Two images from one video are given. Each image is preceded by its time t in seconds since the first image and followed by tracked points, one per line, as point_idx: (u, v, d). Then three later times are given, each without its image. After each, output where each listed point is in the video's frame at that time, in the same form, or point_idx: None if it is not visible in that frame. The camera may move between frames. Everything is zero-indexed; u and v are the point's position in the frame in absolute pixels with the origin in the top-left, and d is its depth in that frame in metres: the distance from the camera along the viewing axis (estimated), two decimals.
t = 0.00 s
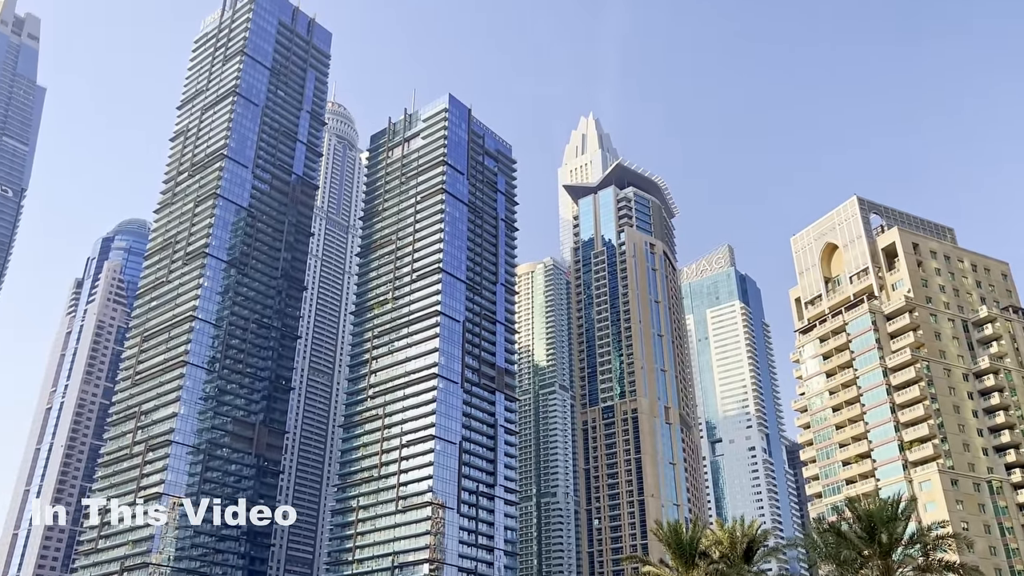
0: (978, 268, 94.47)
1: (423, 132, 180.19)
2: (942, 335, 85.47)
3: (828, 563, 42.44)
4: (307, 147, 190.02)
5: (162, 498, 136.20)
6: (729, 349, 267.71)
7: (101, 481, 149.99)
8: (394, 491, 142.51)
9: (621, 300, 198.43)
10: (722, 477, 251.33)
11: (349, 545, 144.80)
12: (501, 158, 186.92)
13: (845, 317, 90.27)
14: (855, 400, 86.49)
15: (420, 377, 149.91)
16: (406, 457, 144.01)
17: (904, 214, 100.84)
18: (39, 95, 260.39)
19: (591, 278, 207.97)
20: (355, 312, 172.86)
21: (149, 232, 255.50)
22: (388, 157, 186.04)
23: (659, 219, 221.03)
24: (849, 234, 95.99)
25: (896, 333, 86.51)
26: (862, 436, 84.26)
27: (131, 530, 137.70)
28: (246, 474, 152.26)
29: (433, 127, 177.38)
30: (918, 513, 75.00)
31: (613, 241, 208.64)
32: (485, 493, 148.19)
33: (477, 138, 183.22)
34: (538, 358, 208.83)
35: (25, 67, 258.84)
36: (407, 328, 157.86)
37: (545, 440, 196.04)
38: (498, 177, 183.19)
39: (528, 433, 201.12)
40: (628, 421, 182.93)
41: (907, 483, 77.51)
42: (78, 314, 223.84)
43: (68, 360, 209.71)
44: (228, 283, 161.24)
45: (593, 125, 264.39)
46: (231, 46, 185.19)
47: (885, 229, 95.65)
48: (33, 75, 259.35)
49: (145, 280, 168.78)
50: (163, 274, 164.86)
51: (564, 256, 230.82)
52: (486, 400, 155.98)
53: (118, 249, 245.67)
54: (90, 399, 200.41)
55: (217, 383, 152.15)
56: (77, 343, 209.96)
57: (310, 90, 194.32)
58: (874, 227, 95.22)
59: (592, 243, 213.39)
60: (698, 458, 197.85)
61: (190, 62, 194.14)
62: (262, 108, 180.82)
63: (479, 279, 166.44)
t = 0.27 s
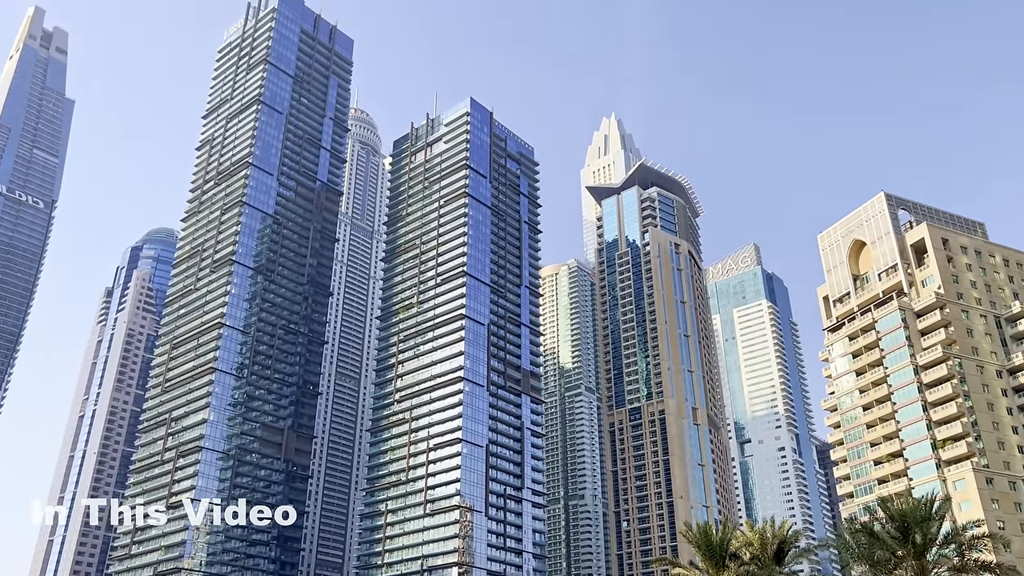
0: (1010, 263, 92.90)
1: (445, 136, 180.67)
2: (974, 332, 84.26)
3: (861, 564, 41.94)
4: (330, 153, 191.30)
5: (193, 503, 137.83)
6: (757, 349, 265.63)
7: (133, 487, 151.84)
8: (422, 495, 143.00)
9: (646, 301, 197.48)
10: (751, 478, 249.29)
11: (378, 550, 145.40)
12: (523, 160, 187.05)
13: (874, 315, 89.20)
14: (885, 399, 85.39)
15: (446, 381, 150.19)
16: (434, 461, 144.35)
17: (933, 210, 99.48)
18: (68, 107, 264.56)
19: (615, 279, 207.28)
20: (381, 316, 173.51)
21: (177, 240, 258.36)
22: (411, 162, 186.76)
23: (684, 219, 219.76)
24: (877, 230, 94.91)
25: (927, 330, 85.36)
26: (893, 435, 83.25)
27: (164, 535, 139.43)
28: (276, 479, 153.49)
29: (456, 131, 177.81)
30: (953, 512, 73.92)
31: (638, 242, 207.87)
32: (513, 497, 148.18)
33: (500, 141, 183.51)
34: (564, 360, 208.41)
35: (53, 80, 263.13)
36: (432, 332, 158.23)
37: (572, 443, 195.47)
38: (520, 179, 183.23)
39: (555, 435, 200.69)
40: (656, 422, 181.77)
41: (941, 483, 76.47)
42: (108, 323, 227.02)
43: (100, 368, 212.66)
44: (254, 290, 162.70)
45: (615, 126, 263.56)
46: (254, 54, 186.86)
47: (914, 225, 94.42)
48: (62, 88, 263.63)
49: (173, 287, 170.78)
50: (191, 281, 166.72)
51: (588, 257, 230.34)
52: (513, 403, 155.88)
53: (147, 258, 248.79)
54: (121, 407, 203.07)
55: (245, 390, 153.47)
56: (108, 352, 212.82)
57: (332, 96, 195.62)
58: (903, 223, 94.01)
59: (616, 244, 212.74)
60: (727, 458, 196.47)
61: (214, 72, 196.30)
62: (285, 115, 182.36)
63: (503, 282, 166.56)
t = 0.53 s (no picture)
0: None
1: (469, 138, 181.08)
2: (1010, 326, 82.94)
3: (897, 562, 41.41)
4: (356, 157, 192.46)
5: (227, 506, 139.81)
6: (787, 346, 263.37)
7: (168, 490, 153.69)
8: (452, 496, 143.39)
9: (674, 299, 196.49)
10: (783, 477, 247.02)
11: (410, 551, 145.94)
12: (547, 160, 186.99)
13: (906, 310, 88.04)
14: (919, 394, 84.17)
15: (474, 382, 150.44)
16: (463, 462, 144.70)
17: (965, 202, 98.00)
18: (98, 117, 268.60)
19: (642, 278, 206.36)
20: (409, 318, 174.31)
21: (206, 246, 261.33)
22: (436, 165, 187.35)
23: (711, 216, 218.37)
24: (908, 224, 93.63)
25: (961, 324, 84.11)
26: (928, 431, 82.02)
27: (198, 538, 141.08)
28: (308, 482, 154.65)
29: (480, 133, 178.26)
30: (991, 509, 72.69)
31: (664, 240, 206.91)
32: (543, 497, 148.07)
33: (524, 142, 183.67)
34: (592, 360, 207.89)
35: (84, 91, 267.47)
36: (460, 334, 158.64)
37: (602, 443, 195.30)
38: (545, 180, 183.22)
39: (584, 435, 200.33)
40: (686, 421, 180.91)
41: (978, 479, 75.22)
42: (140, 330, 230.08)
43: (133, 374, 215.55)
44: (283, 294, 164.16)
45: (640, 124, 262.53)
46: (280, 61, 188.59)
47: (945, 218, 93.07)
48: (92, 99, 267.80)
49: (203, 293, 172.71)
50: (221, 287, 168.53)
51: (614, 257, 229.52)
52: (541, 403, 155.77)
53: (177, 264, 251.70)
54: (155, 412, 205.91)
55: (276, 393, 154.97)
56: (141, 357, 215.85)
57: (357, 101, 196.82)
58: (934, 216, 92.63)
59: (642, 243, 211.91)
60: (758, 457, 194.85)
61: (240, 79, 198.43)
62: (311, 121, 183.80)
63: (529, 282, 166.62)
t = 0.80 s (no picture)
0: None
1: (494, 137, 181.23)
2: None
3: (934, 558, 40.90)
4: (382, 159, 193.42)
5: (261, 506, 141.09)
6: (819, 340, 260.80)
7: (203, 491, 155.61)
8: (483, 495, 143.76)
9: (703, 295, 194.99)
10: (817, 473, 244.43)
11: (442, 550, 146.49)
12: (572, 158, 186.69)
13: (941, 302, 86.79)
14: (955, 387, 82.94)
15: (504, 381, 150.66)
16: (493, 461, 145.04)
17: (999, 191, 96.34)
18: (128, 125, 272.50)
19: (671, 275, 205.22)
20: (437, 318, 174.93)
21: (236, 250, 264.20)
22: (461, 165, 187.70)
23: (739, 210, 216.63)
24: (941, 215, 92.16)
25: (997, 316, 82.69)
26: (965, 425, 80.74)
27: (233, 539, 142.78)
28: (340, 482, 155.85)
29: (504, 132, 178.34)
30: None
31: (692, 235, 205.50)
32: (574, 495, 147.94)
33: (549, 140, 183.53)
34: (621, 357, 206.91)
35: (114, 99, 271.46)
36: (488, 333, 158.85)
37: (632, 440, 194.54)
38: (571, 177, 182.94)
39: (613, 432, 199.57)
40: (717, 418, 179.43)
41: (1017, 473, 74.01)
42: (173, 333, 233.29)
43: (167, 378, 218.50)
44: (312, 296, 165.47)
45: (665, 119, 261.09)
46: (305, 64, 190.04)
47: (979, 208, 91.52)
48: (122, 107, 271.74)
49: (232, 296, 174.44)
50: (250, 291, 170.23)
51: (641, 254, 228.48)
52: (571, 401, 155.52)
53: (207, 268, 254.47)
54: (189, 414, 208.69)
55: (307, 395, 156.27)
56: (174, 361, 218.83)
57: (382, 103, 197.72)
58: (967, 206, 91.12)
59: (670, 239, 210.91)
60: (791, 452, 193.06)
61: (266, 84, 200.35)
62: (337, 124, 185.07)
63: (557, 281, 166.39)
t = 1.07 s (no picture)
0: None
1: (519, 134, 181.11)
2: None
3: (972, 551, 40.42)
4: (407, 158, 194.44)
5: (294, 505, 142.50)
6: (851, 331, 257.34)
7: (237, 489, 157.24)
8: (514, 491, 143.97)
9: (732, 288, 193.63)
10: (851, 467, 241.44)
11: (473, 546, 146.92)
12: (598, 153, 186.28)
13: (975, 291, 85.61)
14: (992, 377, 81.68)
15: (532, 377, 150.53)
16: (523, 457, 145.18)
17: None
18: (158, 128, 275.86)
19: (698, 268, 204.15)
20: (465, 316, 175.40)
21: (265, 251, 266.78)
22: (487, 161, 187.77)
23: (767, 202, 214.72)
24: (974, 203, 90.69)
25: None
26: (1003, 416, 79.34)
27: (267, 537, 144.36)
28: (371, 479, 156.91)
29: (529, 128, 178.26)
30: None
31: (719, 228, 203.72)
32: (604, 491, 147.74)
33: (574, 135, 183.22)
34: (650, 352, 205.95)
35: (144, 103, 274.90)
36: (516, 329, 158.75)
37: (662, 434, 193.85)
38: (596, 172, 182.50)
39: (642, 427, 199.23)
40: (747, 412, 177.95)
41: None
42: (206, 334, 236.31)
43: (200, 378, 221.88)
44: (341, 295, 166.42)
45: (691, 112, 259.25)
46: (330, 65, 191.17)
47: (1014, 195, 89.79)
48: (152, 111, 275.07)
49: (262, 297, 176.31)
50: (280, 291, 171.82)
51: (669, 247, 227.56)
52: (599, 397, 155.04)
53: (236, 271, 258.06)
54: (222, 414, 211.26)
55: (338, 393, 157.43)
56: (207, 362, 221.84)
57: (406, 102, 198.33)
58: (1002, 194, 89.37)
59: (697, 232, 209.34)
60: (824, 446, 190.97)
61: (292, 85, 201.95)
62: (363, 123, 186.18)
63: (584, 276, 165.96)
